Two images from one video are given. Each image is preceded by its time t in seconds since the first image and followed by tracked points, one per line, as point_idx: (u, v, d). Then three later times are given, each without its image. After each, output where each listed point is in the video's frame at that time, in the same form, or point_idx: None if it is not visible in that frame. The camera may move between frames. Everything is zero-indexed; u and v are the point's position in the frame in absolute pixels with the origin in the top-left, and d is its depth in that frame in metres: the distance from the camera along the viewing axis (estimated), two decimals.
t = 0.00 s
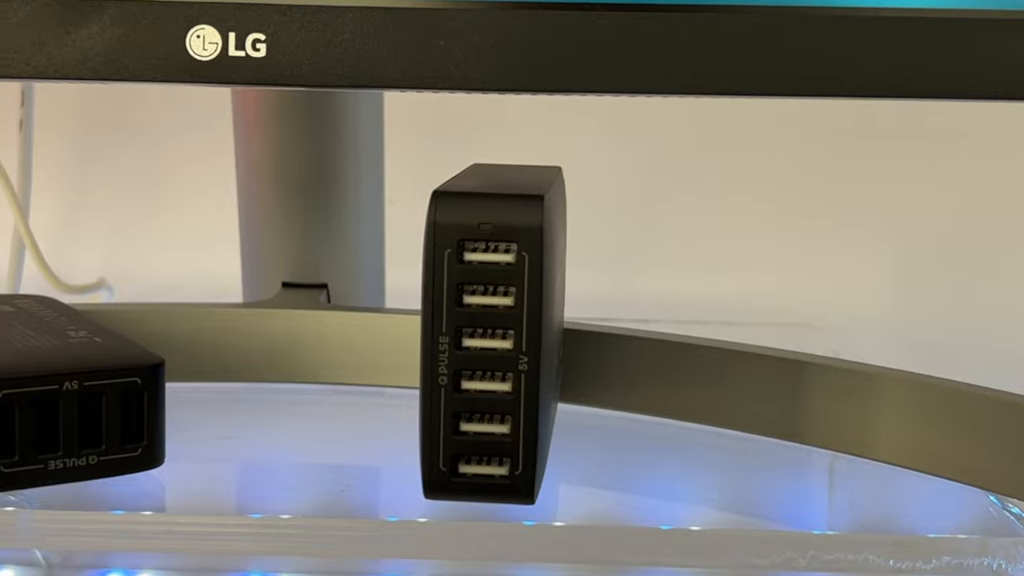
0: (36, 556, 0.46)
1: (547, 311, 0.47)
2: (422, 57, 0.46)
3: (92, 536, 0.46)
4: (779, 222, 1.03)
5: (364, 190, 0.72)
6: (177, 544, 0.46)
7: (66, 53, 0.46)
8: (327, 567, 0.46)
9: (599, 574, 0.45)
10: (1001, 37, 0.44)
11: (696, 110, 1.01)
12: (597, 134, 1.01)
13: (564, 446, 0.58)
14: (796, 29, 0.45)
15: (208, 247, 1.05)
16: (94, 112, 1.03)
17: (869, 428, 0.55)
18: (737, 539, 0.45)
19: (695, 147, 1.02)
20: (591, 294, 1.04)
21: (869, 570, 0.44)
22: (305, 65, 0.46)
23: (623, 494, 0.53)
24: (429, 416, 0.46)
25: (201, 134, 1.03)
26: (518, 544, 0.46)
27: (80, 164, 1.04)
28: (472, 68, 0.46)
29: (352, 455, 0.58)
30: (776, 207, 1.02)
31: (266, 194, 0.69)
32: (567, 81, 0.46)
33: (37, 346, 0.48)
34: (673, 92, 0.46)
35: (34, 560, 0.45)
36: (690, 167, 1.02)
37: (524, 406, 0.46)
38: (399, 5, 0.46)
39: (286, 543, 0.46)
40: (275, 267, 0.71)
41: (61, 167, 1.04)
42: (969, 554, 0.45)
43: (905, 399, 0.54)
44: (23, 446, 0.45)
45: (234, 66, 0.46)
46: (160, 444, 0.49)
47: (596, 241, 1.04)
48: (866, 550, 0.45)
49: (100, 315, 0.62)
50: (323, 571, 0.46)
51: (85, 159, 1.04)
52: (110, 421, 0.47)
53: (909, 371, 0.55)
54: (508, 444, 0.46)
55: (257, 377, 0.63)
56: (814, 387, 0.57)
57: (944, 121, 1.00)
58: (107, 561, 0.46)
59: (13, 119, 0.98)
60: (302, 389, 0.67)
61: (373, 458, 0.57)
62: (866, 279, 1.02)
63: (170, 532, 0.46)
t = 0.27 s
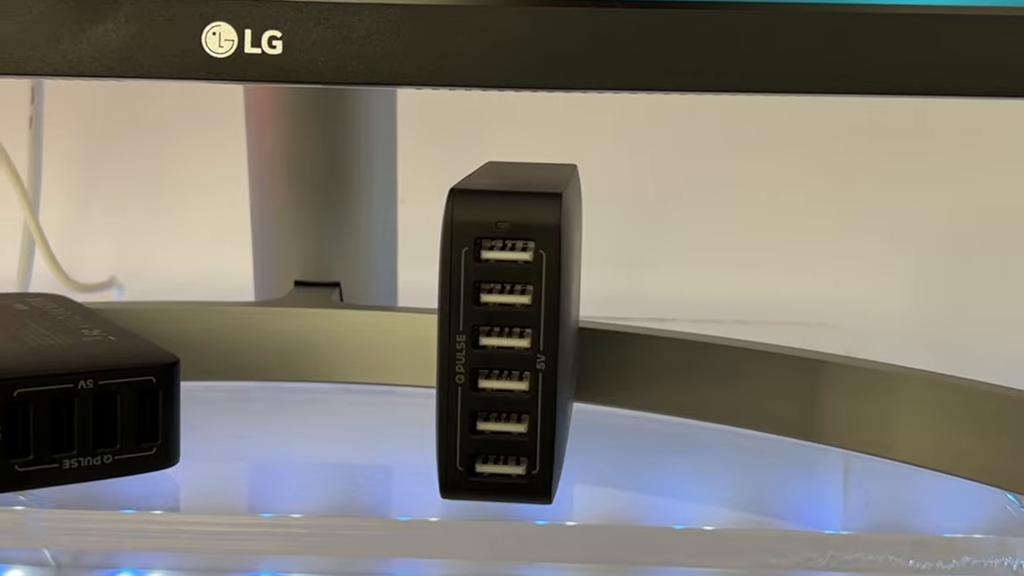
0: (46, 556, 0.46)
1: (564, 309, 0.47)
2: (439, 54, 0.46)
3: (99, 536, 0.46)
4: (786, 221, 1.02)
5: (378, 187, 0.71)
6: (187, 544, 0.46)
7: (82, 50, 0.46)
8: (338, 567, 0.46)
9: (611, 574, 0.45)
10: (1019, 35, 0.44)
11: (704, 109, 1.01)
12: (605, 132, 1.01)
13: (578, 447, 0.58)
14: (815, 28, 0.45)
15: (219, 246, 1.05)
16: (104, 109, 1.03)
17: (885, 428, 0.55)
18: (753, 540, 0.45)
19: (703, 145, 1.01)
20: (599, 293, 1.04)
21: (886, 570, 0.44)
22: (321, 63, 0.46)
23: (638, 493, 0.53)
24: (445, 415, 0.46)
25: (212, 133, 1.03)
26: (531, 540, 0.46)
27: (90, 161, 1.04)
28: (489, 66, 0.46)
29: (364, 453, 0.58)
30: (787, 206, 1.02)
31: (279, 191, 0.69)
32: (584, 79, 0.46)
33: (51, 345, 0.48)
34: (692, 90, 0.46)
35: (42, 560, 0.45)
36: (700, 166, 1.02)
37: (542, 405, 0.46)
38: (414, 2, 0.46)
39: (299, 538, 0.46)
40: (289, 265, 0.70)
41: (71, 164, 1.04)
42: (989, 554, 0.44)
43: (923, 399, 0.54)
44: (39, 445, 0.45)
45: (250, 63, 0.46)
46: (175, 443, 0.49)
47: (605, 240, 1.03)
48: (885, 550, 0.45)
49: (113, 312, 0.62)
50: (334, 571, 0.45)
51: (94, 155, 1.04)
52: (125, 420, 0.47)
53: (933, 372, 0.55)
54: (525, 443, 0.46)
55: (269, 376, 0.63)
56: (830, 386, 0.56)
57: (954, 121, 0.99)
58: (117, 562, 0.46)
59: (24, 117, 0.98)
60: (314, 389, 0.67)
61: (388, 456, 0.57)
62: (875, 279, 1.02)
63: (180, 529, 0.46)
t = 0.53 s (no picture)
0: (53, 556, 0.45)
1: (582, 307, 0.46)
2: (456, 51, 0.46)
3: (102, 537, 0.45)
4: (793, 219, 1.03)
5: (390, 190, 0.73)
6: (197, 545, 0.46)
7: (97, 47, 0.45)
8: (350, 567, 0.45)
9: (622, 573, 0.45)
10: None
11: (711, 108, 1.01)
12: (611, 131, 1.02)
13: (590, 445, 0.58)
14: (835, 24, 0.45)
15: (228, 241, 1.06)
16: (113, 107, 1.04)
17: (899, 428, 0.55)
18: (771, 539, 0.45)
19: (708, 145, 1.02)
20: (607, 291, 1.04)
21: (906, 570, 0.44)
22: (337, 59, 0.46)
23: (650, 493, 0.53)
24: (461, 413, 0.46)
25: (220, 131, 1.04)
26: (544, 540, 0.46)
27: (99, 159, 1.05)
28: (506, 63, 0.46)
29: (375, 453, 0.57)
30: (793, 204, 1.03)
31: (291, 192, 0.71)
32: (603, 76, 0.46)
33: (65, 343, 0.47)
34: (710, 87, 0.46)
35: (51, 560, 0.45)
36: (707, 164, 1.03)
37: (559, 403, 0.45)
38: None
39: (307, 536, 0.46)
40: (300, 265, 0.71)
41: (81, 163, 1.05)
42: (1011, 553, 0.44)
43: (942, 398, 0.54)
44: (53, 444, 0.45)
45: (265, 60, 0.46)
46: (190, 441, 0.48)
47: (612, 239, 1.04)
48: (903, 550, 0.44)
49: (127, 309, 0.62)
50: (345, 571, 0.45)
51: (103, 152, 1.05)
52: (139, 418, 0.47)
53: (949, 369, 0.55)
54: (542, 442, 0.46)
55: (280, 375, 0.63)
56: (846, 388, 0.57)
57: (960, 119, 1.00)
58: (126, 562, 0.46)
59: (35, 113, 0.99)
60: (325, 387, 0.66)
61: (400, 454, 0.57)
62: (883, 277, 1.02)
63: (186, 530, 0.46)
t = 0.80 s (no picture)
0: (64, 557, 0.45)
1: (600, 306, 0.46)
2: (474, 48, 0.46)
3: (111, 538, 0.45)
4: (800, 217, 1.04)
5: (404, 189, 0.73)
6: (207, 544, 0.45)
7: (112, 43, 0.45)
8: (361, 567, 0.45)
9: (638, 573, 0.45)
10: None
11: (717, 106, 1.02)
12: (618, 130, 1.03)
13: (606, 445, 0.57)
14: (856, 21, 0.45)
15: (240, 240, 1.06)
16: (124, 107, 1.04)
17: (917, 429, 0.55)
18: (791, 539, 0.45)
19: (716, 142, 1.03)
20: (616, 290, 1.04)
21: (923, 569, 0.44)
22: (354, 56, 0.45)
23: (664, 492, 0.53)
24: (478, 412, 0.46)
25: (231, 129, 1.04)
26: (558, 536, 0.45)
27: (111, 159, 1.05)
28: (524, 60, 0.46)
29: (388, 452, 0.57)
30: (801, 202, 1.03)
31: (304, 190, 0.70)
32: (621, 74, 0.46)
33: (80, 342, 0.47)
34: (730, 84, 0.46)
35: (60, 559, 0.45)
36: (714, 161, 1.03)
37: (577, 402, 0.45)
38: None
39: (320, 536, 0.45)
40: (313, 263, 0.71)
41: (92, 163, 1.05)
42: None
43: (962, 398, 0.54)
44: (68, 443, 0.45)
45: (282, 56, 0.46)
46: (205, 440, 0.48)
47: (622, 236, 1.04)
48: (923, 549, 0.44)
49: (142, 308, 0.62)
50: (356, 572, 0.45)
51: (115, 149, 1.05)
52: (154, 416, 0.46)
53: (967, 367, 0.55)
54: (559, 441, 0.45)
55: (291, 374, 0.63)
56: (864, 387, 0.56)
57: (964, 117, 1.01)
58: (136, 562, 0.45)
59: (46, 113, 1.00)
60: (339, 388, 0.66)
61: (413, 454, 0.57)
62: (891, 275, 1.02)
63: (195, 532, 0.45)
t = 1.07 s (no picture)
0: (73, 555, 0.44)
1: (618, 305, 0.46)
2: (491, 44, 0.45)
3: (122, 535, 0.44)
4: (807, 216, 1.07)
5: (417, 187, 0.72)
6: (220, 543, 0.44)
7: (128, 40, 0.45)
8: (372, 567, 0.45)
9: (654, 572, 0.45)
10: None
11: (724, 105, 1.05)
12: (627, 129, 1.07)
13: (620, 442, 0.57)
14: (878, 17, 0.44)
15: (250, 235, 1.10)
16: (136, 105, 1.08)
17: (935, 427, 0.55)
18: (810, 538, 0.45)
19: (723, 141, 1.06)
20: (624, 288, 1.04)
21: (943, 569, 0.43)
22: (370, 52, 0.45)
23: (676, 490, 0.52)
24: (496, 411, 0.45)
25: (241, 126, 1.08)
26: (569, 533, 0.45)
27: (121, 151, 1.09)
28: (542, 57, 0.45)
29: (401, 450, 0.57)
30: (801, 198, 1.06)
31: (318, 189, 0.70)
32: (640, 71, 0.45)
33: (94, 339, 0.47)
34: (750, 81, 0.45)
35: (69, 560, 0.44)
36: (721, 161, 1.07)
37: (595, 400, 0.45)
38: None
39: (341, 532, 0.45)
40: (326, 261, 0.71)
41: (106, 158, 1.09)
42: None
43: (980, 397, 0.54)
44: (83, 441, 0.45)
45: (298, 53, 0.45)
46: (220, 439, 0.48)
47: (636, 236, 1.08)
48: (941, 548, 0.44)
49: (157, 306, 0.63)
50: (368, 571, 0.45)
51: (124, 146, 1.09)
52: (170, 415, 0.46)
53: (987, 367, 0.55)
54: (577, 439, 0.45)
55: (304, 372, 0.63)
56: (882, 386, 0.56)
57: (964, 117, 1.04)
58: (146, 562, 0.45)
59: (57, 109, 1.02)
60: (354, 388, 0.65)
61: (427, 452, 0.56)
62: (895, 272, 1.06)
63: (205, 529, 0.45)
